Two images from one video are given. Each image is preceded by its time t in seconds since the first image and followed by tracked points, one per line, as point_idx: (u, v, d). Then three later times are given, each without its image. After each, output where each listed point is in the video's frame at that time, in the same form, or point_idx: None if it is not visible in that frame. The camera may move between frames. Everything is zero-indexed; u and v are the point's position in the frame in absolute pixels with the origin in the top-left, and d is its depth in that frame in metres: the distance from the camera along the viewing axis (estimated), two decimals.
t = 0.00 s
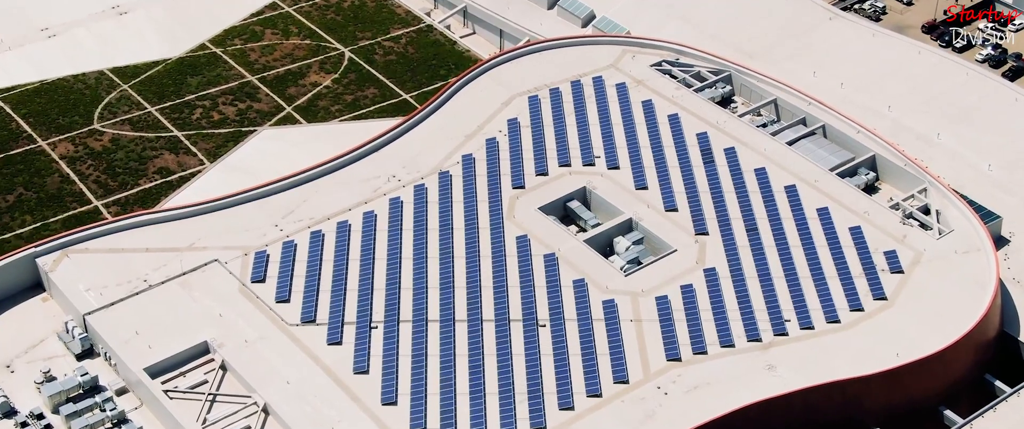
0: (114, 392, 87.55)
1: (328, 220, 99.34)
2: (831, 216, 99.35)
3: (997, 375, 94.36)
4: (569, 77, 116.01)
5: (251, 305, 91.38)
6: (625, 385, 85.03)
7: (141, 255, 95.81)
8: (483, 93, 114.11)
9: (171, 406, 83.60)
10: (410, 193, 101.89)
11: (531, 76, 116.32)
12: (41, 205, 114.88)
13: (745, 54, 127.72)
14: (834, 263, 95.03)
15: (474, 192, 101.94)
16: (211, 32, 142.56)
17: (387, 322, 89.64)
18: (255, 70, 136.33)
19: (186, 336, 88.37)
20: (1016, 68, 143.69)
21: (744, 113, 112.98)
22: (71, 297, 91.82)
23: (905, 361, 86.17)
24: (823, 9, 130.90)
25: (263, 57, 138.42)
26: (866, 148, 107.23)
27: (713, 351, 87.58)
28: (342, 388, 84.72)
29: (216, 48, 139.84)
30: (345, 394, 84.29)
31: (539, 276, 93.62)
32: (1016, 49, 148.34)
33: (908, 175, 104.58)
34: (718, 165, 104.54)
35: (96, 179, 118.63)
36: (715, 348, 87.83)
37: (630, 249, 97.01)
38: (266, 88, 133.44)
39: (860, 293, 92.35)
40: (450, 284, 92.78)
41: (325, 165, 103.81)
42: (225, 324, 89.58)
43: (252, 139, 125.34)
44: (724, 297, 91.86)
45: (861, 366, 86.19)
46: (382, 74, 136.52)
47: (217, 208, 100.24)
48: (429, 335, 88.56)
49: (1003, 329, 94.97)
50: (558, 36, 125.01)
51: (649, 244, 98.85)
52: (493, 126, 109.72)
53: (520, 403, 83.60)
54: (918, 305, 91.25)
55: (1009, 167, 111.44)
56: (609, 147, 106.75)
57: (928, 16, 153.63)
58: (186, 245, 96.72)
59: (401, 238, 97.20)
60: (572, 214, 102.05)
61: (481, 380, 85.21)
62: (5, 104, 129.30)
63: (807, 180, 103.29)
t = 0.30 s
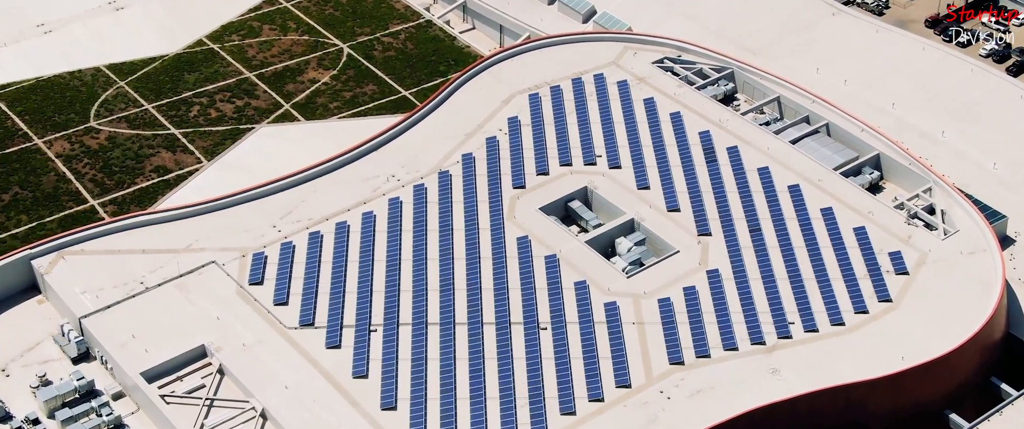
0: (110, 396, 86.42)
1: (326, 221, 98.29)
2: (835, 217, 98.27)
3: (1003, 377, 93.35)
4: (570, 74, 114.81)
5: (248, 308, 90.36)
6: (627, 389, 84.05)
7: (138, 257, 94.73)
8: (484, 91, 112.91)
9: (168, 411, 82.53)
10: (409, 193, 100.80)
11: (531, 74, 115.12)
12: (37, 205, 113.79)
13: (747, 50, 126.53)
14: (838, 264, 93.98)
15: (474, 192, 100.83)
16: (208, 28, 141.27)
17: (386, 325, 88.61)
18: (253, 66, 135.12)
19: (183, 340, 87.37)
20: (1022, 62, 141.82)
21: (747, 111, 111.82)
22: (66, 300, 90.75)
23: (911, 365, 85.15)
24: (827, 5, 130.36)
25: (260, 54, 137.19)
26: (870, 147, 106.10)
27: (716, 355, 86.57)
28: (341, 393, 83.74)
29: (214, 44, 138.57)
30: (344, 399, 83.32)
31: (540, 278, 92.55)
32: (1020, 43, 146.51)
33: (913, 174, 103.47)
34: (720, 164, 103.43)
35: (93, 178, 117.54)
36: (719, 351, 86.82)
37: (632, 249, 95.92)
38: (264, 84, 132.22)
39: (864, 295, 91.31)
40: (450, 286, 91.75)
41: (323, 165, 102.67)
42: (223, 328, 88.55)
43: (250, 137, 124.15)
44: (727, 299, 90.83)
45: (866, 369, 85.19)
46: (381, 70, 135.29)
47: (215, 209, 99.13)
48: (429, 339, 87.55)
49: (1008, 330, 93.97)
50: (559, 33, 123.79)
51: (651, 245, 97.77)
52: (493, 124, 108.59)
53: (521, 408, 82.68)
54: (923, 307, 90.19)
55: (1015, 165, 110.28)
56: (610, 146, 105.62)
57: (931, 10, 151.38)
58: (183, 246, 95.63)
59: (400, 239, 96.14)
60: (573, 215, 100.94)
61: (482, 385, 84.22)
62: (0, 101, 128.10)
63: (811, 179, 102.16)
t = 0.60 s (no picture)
0: (107, 400, 85.52)
1: (325, 221, 97.42)
2: (838, 217, 97.35)
3: (1008, 379, 92.46)
4: (571, 72, 113.81)
5: (247, 310, 89.50)
6: (629, 393, 83.20)
7: (135, 258, 93.83)
8: (484, 88, 111.91)
9: (165, 415, 81.65)
10: (409, 192, 99.87)
11: (532, 71, 114.12)
12: (34, 204, 112.84)
13: (749, 47, 125.53)
14: (842, 265, 93.13)
15: (474, 191, 99.89)
16: (206, 24, 140.16)
17: (386, 327, 87.75)
18: (251, 63, 134.04)
19: (181, 343, 86.50)
20: None
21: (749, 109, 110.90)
22: (63, 303, 89.84)
23: (915, 367, 84.30)
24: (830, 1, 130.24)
25: (259, 50, 136.11)
26: (874, 145, 105.17)
27: (719, 358, 85.73)
28: (340, 396, 82.90)
29: (211, 41, 137.46)
30: (343, 403, 82.48)
31: (541, 279, 91.66)
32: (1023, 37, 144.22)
33: (917, 173, 102.51)
34: (723, 164, 102.52)
35: (90, 176, 116.55)
36: (722, 354, 85.97)
37: (633, 250, 95.04)
38: (262, 81, 131.17)
39: (868, 296, 90.45)
40: (450, 288, 90.87)
41: (322, 164, 101.77)
42: (221, 330, 87.67)
43: (248, 134, 123.12)
44: (730, 300, 89.97)
45: (870, 372, 84.34)
46: (379, 67, 134.21)
47: (213, 209, 98.25)
48: (429, 341, 86.71)
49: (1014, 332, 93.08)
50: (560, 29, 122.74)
51: (652, 245, 96.89)
52: (493, 123, 107.63)
53: (522, 411, 81.90)
54: (928, 308, 89.31)
55: (1019, 164, 109.24)
56: (611, 144, 104.68)
57: (932, 4, 148.66)
58: (180, 247, 94.73)
59: (399, 239, 95.25)
60: (574, 214, 100.01)
61: (483, 388, 83.38)
62: None
63: (814, 179, 101.24)
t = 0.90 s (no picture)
0: (104, 403, 84.70)
1: (324, 221, 96.53)
2: (842, 216, 96.48)
3: (1012, 381, 91.64)
4: (571, 69, 112.86)
5: (244, 312, 88.65)
6: (631, 396, 82.41)
7: (132, 259, 92.93)
8: (483, 86, 110.97)
9: (162, 419, 80.83)
10: (408, 192, 98.98)
11: (532, 69, 113.17)
12: (30, 203, 111.92)
13: (751, 43, 124.57)
14: (845, 265, 92.28)
15: (474, 191, 99.00)
16: (203, 20, 139.15)
17: (385, 329, 86.91)
18: (249, 59, 133.01)
19: (178, 345, 85.66)
20: None
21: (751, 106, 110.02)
22: (59, 305, 88.96)
23: (920, 370, 83.48)
24: None
25: (256, 46, 135.09)
26: (877, 144, 104.26)
27: (721, 360, 84.91)
28: (339, 400, 82.10)
29: (209, 37, 136.43)
30: (342, 407, 81.67)
31: (541, 280, 90.83)
32: None
33: (921, 172, 101.58)
34: (725, 162, 101.63)
35: (86, 175, 115.62)
36: (724, 356, 85.15)
37: (635, 251, 94.19)
38: (260, 78, 130.17)
39: (872, 297, 89.59)
40: (450, 289, 90.03)
41: (320, 163, 100.88)
42: (219, 333, 86.81)
43: (246, 132, 122.16)
44: (732, 302, 89.12)
45: (874, 375, 83.52)
46: (378, 63, 133.24)
47: (210, 209, 97.32)
48: (429, 344, 85.89)
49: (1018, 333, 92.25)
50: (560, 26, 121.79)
51: (654, 246, 96.04)
52: (493, 121, 106.70)
53: (522, 415, 81.10)
54: (932, 309, 88.47)
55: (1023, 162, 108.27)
56: (612, 143, 103.76)
57: None
58: (177, 248, 93.84)
59: (399, 240, 94.39)
60: (574, 214, 99.11)
61: (483, 392, 82.56)
62: None
63: (817, 178, 100.35)
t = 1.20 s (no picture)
0: (101, 406, 83.90)
1: (323, 221, 95.69)
2: (845, 216, 95.63)
3: (1017, 382, 90.82)
4: (572, 66, 111.95)
5: (242, 314, 87.82)
6: (633, 399, 81.63)
7: (129, 260, 92.08)
8: (483, 83, 110.07)
9: (159, 422, 79.98)
10: (407, 191, 98.16)
11: (532, 66, 112.26)
12: (26, 202, 111.02)
13: (753, 39, 123.59)
14: (849, 266, 91.42)
15: (474, 190, 98.12)
16: (201, 16, 138.21)
17: (385, 331, 86.12)
18: (247, 55, 132.01)
19: (176, 348, 84.83)
20: None
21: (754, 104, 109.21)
22: (55, 307, 88.12)
23: (924, 372, 82.66)
24: None
25: (254, 42, 134.09)
26: (881, 142, 103.40)
27: (724, 362, 84.11)
28: (338, 403, 81.32)
29: (206, 33, 135.47)
30: (342, 410, 80.89)
31: (542, 281, 90.01)
32: None
33: (925, 171, 100.71)
34: (727, 161, 100.76)
35: (83, 173, 114.71)
36: (727, 358, 84.36)
37: (637, 251, 93.34)
38: (258, 74, 129.20)
39: (876, 298, 88.77)
40: (450, 290, 89.21)
41: (318, 162, 100.05)
42: (217, 335, 85.98)
43: (244, 129, 121.23)
44: (735, 303, 88.29)
45: (878, 377, 82.70)
46: (376, 59, 132.24)
47: (208, 209, 96.48)
48: (429, 346, 85.11)
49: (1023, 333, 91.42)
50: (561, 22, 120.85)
51: (656, 246, 95.20)
52: (493, 119, 105.82)
53: (523, 418, 80.35)
54: (936, 310, 87.65)
55: None
56: (614, 141, 102.87)
57: None
58: (175, 249, 93.01)
59: (398, 241, 93.57)
60: (576, 213, 98.22)
61: (484, 395, 81.76)
62: None
63: (821, 176, 99.50)
